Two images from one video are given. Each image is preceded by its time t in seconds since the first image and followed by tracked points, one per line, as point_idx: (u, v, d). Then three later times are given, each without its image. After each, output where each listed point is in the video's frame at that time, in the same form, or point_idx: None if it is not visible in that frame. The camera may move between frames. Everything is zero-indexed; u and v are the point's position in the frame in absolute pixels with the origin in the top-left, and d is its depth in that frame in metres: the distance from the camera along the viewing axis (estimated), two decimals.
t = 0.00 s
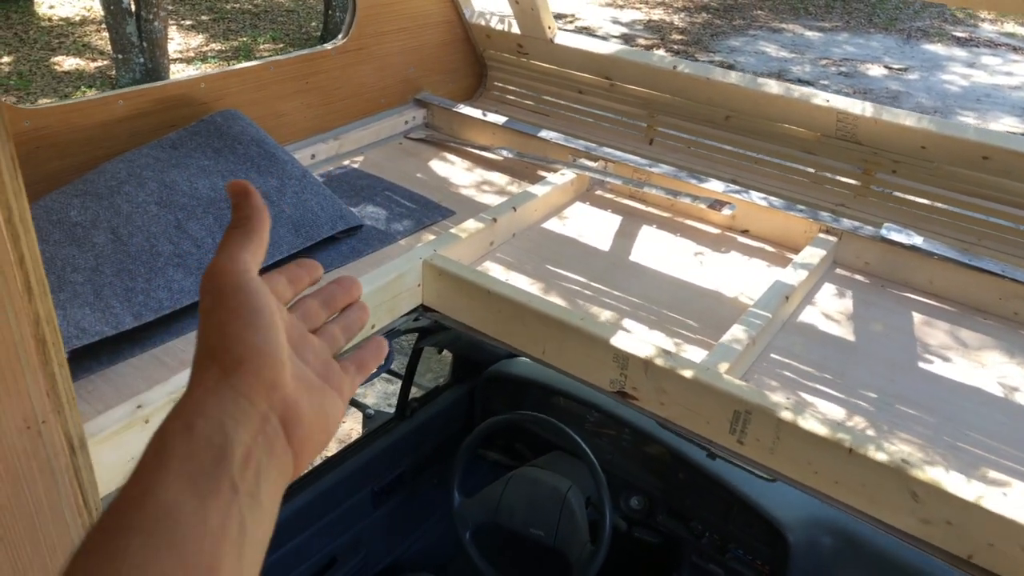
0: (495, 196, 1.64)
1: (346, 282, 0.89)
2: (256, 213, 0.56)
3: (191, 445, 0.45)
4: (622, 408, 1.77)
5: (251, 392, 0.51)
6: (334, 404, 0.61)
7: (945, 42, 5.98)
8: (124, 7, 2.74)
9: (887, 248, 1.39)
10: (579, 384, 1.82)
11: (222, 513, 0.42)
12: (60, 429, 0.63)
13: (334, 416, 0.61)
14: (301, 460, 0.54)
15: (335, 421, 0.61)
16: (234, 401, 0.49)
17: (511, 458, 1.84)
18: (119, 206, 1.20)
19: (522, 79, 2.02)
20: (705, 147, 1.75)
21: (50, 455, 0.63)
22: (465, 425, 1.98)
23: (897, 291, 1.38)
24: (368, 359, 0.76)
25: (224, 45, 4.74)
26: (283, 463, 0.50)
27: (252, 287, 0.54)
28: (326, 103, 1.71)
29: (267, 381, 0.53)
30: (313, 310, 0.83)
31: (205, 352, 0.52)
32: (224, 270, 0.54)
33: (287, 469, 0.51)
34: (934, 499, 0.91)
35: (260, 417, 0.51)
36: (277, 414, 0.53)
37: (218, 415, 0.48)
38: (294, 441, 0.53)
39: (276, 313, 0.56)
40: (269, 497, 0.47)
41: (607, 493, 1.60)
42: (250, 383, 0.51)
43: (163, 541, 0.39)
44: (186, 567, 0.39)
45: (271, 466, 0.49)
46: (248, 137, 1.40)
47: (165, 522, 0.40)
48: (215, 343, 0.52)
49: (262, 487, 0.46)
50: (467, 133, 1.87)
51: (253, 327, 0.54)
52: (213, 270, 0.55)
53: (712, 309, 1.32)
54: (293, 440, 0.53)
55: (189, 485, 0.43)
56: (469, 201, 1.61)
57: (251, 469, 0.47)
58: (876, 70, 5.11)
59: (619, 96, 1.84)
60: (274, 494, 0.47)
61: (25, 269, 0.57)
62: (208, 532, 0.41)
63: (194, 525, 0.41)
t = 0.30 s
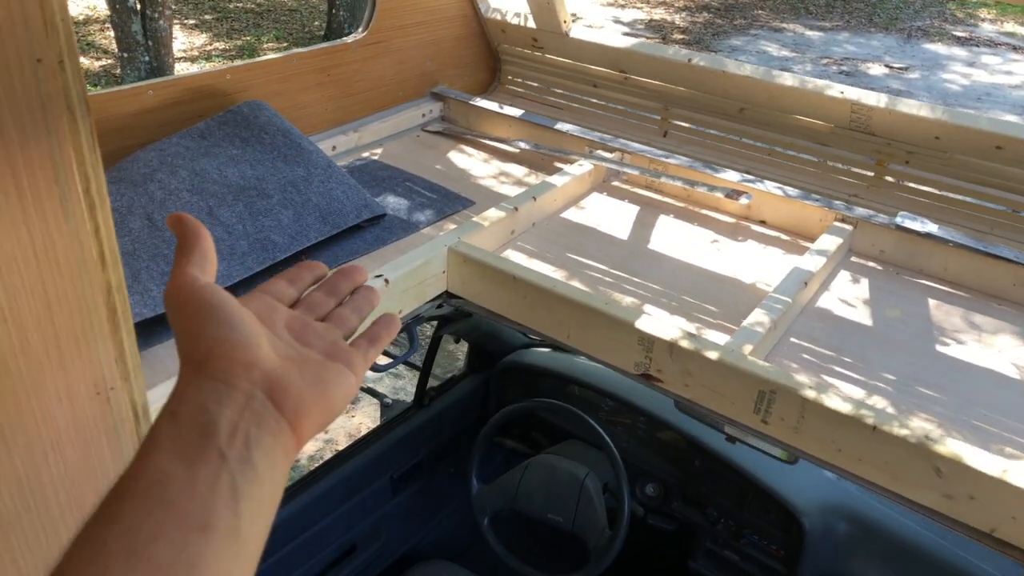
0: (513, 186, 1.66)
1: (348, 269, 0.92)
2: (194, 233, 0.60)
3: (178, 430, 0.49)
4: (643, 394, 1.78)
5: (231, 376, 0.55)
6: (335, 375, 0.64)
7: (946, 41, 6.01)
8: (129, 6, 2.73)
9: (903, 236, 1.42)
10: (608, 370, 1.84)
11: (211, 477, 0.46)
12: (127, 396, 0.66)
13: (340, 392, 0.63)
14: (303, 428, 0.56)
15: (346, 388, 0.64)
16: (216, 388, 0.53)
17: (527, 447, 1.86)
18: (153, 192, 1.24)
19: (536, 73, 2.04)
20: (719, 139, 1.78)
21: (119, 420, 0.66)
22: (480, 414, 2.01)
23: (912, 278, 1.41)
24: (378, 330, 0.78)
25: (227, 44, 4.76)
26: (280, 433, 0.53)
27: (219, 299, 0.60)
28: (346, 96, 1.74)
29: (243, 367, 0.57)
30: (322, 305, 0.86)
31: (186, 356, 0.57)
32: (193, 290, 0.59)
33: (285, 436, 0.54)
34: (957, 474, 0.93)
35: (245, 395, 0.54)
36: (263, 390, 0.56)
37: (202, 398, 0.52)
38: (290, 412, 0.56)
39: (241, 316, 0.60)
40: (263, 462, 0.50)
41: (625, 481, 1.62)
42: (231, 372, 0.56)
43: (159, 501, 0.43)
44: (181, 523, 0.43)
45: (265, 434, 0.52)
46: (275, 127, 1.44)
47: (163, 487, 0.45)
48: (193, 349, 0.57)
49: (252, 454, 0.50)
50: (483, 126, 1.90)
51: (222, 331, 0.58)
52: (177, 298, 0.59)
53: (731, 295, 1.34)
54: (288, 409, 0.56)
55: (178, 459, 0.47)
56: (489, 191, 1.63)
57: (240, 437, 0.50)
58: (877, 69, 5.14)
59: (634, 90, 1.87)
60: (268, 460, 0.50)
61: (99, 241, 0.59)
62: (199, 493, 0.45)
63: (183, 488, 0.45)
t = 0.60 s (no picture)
0: (535, 177, 1.67)
1: (384, 248, 0.82)
2: (232, 209, 0.60)
3: (206, 388, 0.46)
4: (667, 383, 1.79)
5: (260, 341, 0.52)
6: (367, 346, 0.58)
7: (943, 38, 6.04)
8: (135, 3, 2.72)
9: (925, 224, 1.43)
10: (630, 360, 1.86)
11: (235, 435, 0.43)
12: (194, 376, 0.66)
13: (370, 362, 0.58)
14: (331, 394, 0.52)
15: (375, 363, 0.58)
16: (243, 350, 0.50)
17: (548, 437, 1.88)
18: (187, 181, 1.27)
19: (552, 66, 2.06)
20: (737, 130, 1.79)
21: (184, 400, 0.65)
22: (499, 406, 2.02)
23: (934, 266, 1.43)
24: (411, 303, 0.68)
25: (228, 42, 4.75)
26: (308, 397, 0.50)
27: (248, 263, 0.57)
28: (367, 89, 1.75)
29: (271, 331, 0.53)
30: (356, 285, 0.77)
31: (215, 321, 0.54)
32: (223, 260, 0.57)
33: (312, 399, 0.50)
34: (992, 453, 0.95)
35: (273, 358, 0.51)
36: (292, 353, 0.53)
37: (228, 360, 0.49)
38: (317, 377, 0.52)
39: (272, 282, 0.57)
40: (289, 424, 0.46)
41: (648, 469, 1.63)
42: (259, 336, 0.52)
43: (181, 454, 0.41)
44: (200, 477, 0.40)
45: (292, 396, 0.48)
46: (302, 119, 1.46)
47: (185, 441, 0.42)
48: (222, 314, 0.54)
49: (279, 415, 0.46)
50: (501, 119, 1.91)
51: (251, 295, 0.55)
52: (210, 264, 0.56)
53: (757, 282, 1.36)
54: (315, 374, 0.52)
55: (203, 415, 0.44)
56: (511, 182, 1.64)
57: (267, 398, 0.47)
58: (876, 65, 5.17)
59: (651, 82, 1.88)
60: (295, 423, 0.47)
61: (176, 216, 0.59)
62: (221, 447, 0.42)
63: (208, 443, 0.42)
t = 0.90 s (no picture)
0: (538, 176, 1.69)
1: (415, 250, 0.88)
2: (285, 217, 0.66)
3: (254, 386, 0.50)
4: (671, 378, 1.82)
5: (306, 342, 0.56)
6: (405, 348, 0.63)
7: (933, 36, 6.08)
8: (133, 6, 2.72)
9: (924, 219, 1.46)
10: (632, 356, 1.88)
11: (281, 430, 0.47)
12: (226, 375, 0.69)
13: (407, 363, 0.62)
14: (370, 394, 0.56)
15: (415, 361, 0.63)
16: (292, 350, 0.54)
17: (553, 433, 1.90)
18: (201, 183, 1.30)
19: (553, 67, 2.08)
20: (737, 129, 1.82)
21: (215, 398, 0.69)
22: (504, 403, 2.04)
23: (933, 260, 1.45)
24: (445, 305, 0.75)
25: (222, 44, 4.74)
26: (348, 395, 0.53)
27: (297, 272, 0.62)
28: (372, 90, 1.77)
29: (317, 331, 0.57)
30: (391, 283, 0.82)
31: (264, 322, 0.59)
32: (273, 266, 0.63)
33: (352, 398, 0.54)
34: (995, 440, 0.97)
35: (317, 358, 0.54)
36: (334, 354, 0.57)
37: (277, 359, 0.53)
38: (358, 376, 0.56)
39: (318, 287, 0.62)
40: (332, 421, 0.50)
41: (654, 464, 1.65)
42: (306, 338, 0.56)
43: (232, 446, 0.44)
44: (248, 469, 0.44)
45: (335, 395, 0.52)
46: (311, 121, 1.49)
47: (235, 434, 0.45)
48: (272, 315, 0.59)
49: (323, 414, 0.50)
50: (504, 120, 1.93)
51: (298, 298, 0.60)
52: (262, 271, 0.63)
53: (760, 277, 1.38)
54: (357, 372, 0.56)
55: (253, 412, 0.47)
56: (515, 181, 1.66)
57: (311, 394, 0.51)
58: (868, 64, 5.21)
59: (651, 82, 1.91)
60: (336, 422, 0.50)
61: (211, 216, 0.62)
62: (268, 443, 0.45)
63: (257, 439, 0.45)
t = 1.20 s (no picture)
0: (534, 174, 1.70)
1: (426, 286, 0.87)
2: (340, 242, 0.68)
3: (287, 419, 0.52)
4: (667, 373, 1.83)
5: (336, 375, 0.58)
6: (429, 382, 0.66)
7: (924, 32, 6.10)
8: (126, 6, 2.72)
9: (916, 212, 1.48)
10: (628, 352, 1.90)
11: (313, 461, 0.49)
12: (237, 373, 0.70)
13: (431, 395, 0.65)
14: (399, 425, 0.58)
15: (439, 391, 0.66)
16: (322, 383, 0.56)
17: (551, 429, 1.91)
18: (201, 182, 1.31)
19: (548, 65, 2.09)
20: (731, 125, 1.84)
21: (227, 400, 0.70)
22: (501, 400, 2.05)
23: (925, 253, 1.47)
24: (458, 340, 0.76)
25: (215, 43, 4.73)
26: (377, 426, 0.56)
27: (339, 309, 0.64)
28: (368, 89, 1.78)
29: (348, 365, 0.60)
30: (403, 323, 0.83)
31: (299, 355, 0.61)
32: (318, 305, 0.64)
33: (382, 428, 0.56)
34: (988, 428, 0.99)
35: (348, 391, 0.57)
36: (363, 387, 0.59)
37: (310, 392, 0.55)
38: (386, 408, 0.58)
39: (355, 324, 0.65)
40: (362, 453, 0.52)
41: (652, 456, 1.66)
42: (335, 371, 0.58)
43: (266, 476, 0.46)
44: (282, 496, 0.46)
45: (364, 427, 0.54)
46: (309, 120, 1.50)
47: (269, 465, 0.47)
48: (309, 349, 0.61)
49: (354, 446, 0.52)
50: (499, 117, 1.94)
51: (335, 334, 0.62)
52: (307, 309, 0.65)
53: (756, 271, 1.39)
54: (387, 404, 0.59)
55: (285, 444, 0.49)
56: (511, 178, 1.67)
57: (341, 426, 0.53)
58: (859, 60, 5.23)
59: (646, 79, 1.92)
60: (365, 452, 0.53)
61: (220, 212, 0.63)
62: (300, 472, 0.48)
63: (289, 468, 0.48)
